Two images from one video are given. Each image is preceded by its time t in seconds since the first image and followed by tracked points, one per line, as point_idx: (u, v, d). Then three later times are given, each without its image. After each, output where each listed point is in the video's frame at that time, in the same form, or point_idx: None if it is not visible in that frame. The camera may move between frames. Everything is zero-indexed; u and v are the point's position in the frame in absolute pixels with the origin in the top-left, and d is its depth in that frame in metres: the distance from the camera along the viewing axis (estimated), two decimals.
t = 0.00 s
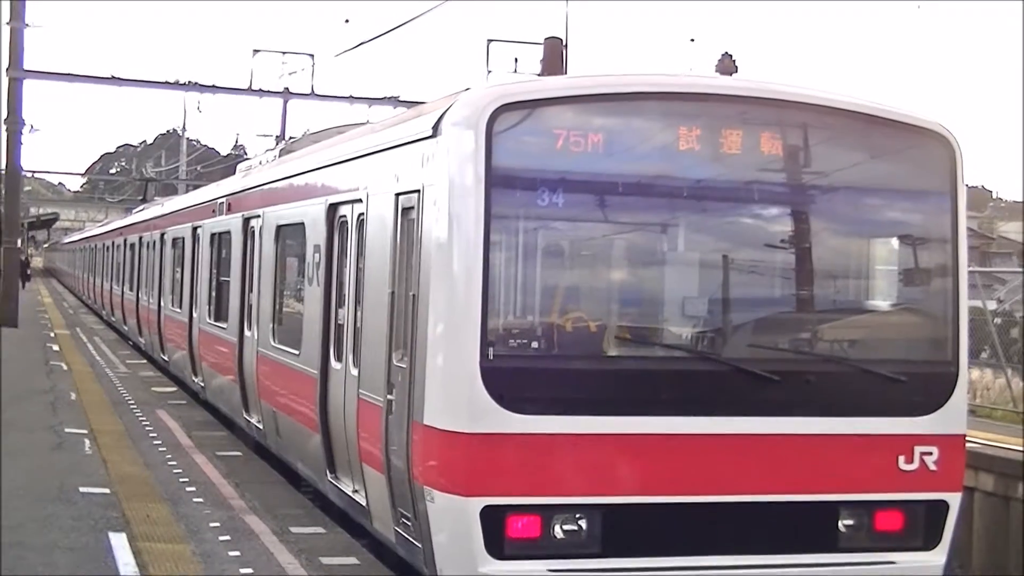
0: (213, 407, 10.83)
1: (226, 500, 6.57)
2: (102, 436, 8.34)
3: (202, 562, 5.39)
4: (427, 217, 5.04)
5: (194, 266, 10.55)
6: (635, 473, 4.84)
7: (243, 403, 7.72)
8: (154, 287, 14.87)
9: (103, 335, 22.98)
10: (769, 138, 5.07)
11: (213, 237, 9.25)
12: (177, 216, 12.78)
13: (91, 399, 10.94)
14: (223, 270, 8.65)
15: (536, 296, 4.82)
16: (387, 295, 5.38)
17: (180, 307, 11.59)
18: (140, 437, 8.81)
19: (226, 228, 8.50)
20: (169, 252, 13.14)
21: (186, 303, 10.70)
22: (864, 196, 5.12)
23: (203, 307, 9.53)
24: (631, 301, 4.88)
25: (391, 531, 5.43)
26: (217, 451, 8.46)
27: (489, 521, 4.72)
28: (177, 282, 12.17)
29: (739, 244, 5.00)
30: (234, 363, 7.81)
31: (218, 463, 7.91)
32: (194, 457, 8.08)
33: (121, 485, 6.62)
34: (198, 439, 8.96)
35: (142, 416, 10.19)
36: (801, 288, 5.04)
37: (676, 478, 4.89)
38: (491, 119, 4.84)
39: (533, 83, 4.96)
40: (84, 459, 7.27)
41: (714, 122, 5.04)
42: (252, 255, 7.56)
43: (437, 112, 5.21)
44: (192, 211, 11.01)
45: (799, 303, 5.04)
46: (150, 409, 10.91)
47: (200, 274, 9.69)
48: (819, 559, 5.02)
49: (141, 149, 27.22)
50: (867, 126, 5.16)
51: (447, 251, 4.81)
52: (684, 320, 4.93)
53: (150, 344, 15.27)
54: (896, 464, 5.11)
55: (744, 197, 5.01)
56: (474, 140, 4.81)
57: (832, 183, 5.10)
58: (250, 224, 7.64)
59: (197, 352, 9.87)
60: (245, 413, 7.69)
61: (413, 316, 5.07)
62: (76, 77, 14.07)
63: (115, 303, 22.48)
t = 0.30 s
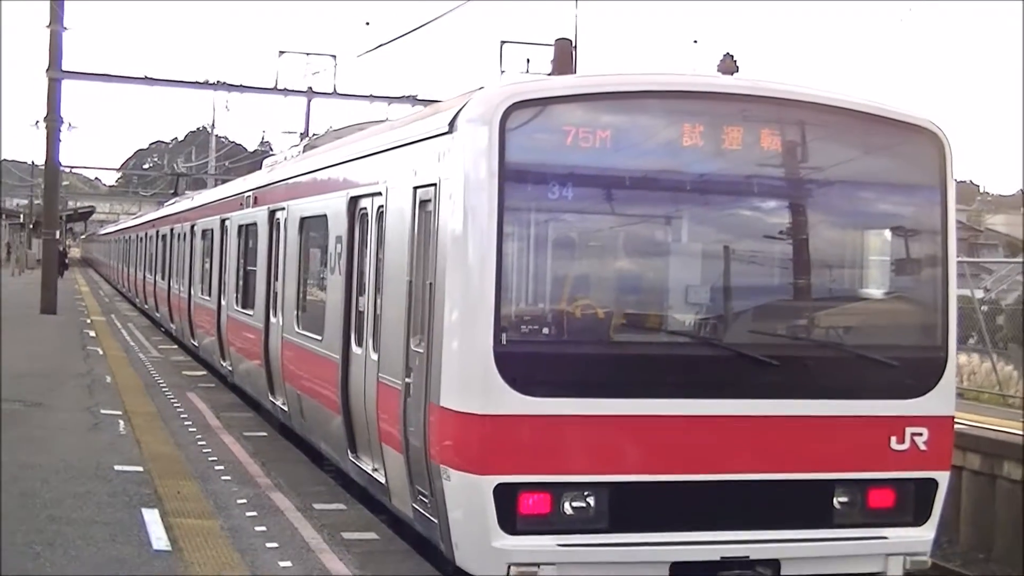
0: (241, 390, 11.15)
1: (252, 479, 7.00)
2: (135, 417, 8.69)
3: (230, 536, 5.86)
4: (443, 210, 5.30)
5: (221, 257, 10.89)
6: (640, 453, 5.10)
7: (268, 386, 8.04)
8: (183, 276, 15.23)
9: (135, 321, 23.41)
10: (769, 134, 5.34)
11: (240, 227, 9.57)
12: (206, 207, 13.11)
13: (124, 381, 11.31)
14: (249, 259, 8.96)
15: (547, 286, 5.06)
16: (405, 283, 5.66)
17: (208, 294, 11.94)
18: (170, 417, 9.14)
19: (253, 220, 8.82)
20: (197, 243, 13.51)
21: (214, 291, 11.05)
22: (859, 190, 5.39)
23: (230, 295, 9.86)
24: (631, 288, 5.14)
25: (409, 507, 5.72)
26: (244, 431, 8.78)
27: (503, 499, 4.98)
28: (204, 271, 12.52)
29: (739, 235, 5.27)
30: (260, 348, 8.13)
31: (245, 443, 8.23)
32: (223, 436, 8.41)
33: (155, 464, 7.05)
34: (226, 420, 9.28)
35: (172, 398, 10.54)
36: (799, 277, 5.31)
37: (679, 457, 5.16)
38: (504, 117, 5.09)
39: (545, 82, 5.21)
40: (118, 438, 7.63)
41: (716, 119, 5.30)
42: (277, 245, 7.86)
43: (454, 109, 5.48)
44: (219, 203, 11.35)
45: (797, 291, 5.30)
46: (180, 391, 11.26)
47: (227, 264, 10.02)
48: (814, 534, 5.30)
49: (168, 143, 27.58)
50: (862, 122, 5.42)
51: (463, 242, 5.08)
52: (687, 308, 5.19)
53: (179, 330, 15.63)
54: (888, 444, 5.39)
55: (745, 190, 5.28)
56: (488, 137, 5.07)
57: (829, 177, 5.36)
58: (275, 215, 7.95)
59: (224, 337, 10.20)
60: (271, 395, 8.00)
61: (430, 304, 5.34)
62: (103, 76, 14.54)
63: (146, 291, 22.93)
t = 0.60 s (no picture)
0: (265, 381, 11.49)
1: (274, 464, 7.43)
2: (164, 406, 9.04)
3: (253, 520, 6.26)
4: (456, 210, 5.58)
5: (245, 255, 11.24)
6: (643, 441, 5.37)
7: (289, 377, 8.35)
8: (208, 270, 15.62)
9: (160, 316, 23.84)
10: (765, 137, 5.61)
11: (262, 225, 9.89)
12: (230, 205, 13.47)
13: (153, 372, 11.68)
14: (272, 256, 9.28)
15: (555, 282, 5.33)
16: (420, 279, 5.95)
17: (233, 290, 12.30)
18: (197, 407, 9.47)
19: (275, 219, 9.14)
20: (222, 241, 13.86)
21: (239, 287, 11.39)
22: (851, 190, 5.67)
23: (253, 291, 10.19)
24: (636, 284, 5.41)
25: (423, 492, 6.02)
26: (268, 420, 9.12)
27: (512, 484, 5.24)
28: (229, 269, 12.89)
29: (737, 234, 5.55)
30: (281, 341, 8.46)
31: (268, 431, 8.56)
32: (246, 425, 8.74)
33: (181, 451, 7.45)
34: (250, 410, 9.61)
35: (199, 388, 10.89)
36: (794, 274, 5.60)
37: (680, 444, 5.43)
38: (514, 121, 5.36)
39: (552, 88, 5.48)
40: (148, 427, 7.98)
41: (715, 123, 5.58)
42: (298, 243, 8.17)
43: (466, 114, 5.76)
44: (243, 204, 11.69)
45: (792, 287, 5.59)
46: (207, 382, 11.63)
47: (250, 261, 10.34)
48: (808, 518, 5.57)
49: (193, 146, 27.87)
50: (855, 126, 5.70)
51: (475, 240, 5.36)
52: (688, 303, 5.47)
53: (206, 323, 16.02)
54: (879, 432, 5.67)
55: (742, 191, 5.56)
56: (499, 140, 5.33)
57: (822, 178, 5.64)
58: (296, 215, 8.27)
59: (248, 331, 10.54)
60: (292, 386, 8.32)
61: (444, 300, 5.61)
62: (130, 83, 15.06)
63: (173, 287, 23.34)
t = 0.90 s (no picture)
0: (283, 369, 11.83)
1: (292, 448, 7.79)
2: (186, 393, 9.39)
3: (273, 501, 6.60)
4: (466, 206, 5.85)
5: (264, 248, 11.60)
6: (643, 427, 5.65)
7: (306, 365, 8.68)
8: (230, 263, 15.97)
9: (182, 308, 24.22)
10: (760, 138, 5.89)
11: (280, 220, 10.23)
12: (250, 201, 13.82)
13: (176, 360, 12.04)
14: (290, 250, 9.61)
15: (560, 275, 5.60)
16: (431, 273, 6.24)
17: (253, 282, 12.67)
18: (219, 394, 9.82)
19: (293, 214, 9.48)
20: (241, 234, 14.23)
21: (258, 280, 11.75)
22: (841, 188, 5.97)
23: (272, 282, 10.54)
24: (637, 278, 5.67)
25: (434, 475, 6.32)
26: (286, 406, 9.46)
27: (518, 468, 5.53)
28: (249, 262, 13.27)
29: (732, 229, 5.83)
30: (299, 331, 8.79)
31: (285, 417, 8.89)
32: (265, 411, 9.08)
33: (204, 436, 7.81)
34: (268, 396, 9.94)
35: (219, 376, 11.23)
36: (787, 267, 5.88)
37: (678, 429, 5.72)
38: (520, 121, 5.63)
39: (557, 91, 5.76)
40: (171, 413, 8.32)
41: (712, 124, 5.85)
42: (315, 236, 8.49)
43: (474, 115, 6.04)
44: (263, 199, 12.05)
45: (785, 280, 5.87)
46: (227, 370, 11.97)
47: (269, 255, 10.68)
48: (800, 499, 5.86)
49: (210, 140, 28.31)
50: (843, 127, 6.01)
51: (483, 235, 5.63)
52: (687, 296, 5.75)
53: (225, 314, 16.40)
54: (867, 418, 5.98)
55: (737, 188, 5.84)
56: (505, 140, 5.60)
57: (814, 177, 5.94)
58: (314, 211, 8.61)
59: (267, 321, 10.88)
60: (308, 374, 8.65)
61: (454, 292, 5.89)
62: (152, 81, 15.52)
63: (195, 279, 23.71)
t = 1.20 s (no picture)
0: (298, 357, 12.16)
1: (306, 432, 8.10)
2: (204, 380, 9.72)
3: (287, 482, 6.92)
4: (471, 202, 6.14)
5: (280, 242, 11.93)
6: (640, 412, 5.93)
7: (318, 354, 9.00)
8: (246, 256, 16.30)
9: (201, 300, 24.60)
10: (752, 137, 6.18)
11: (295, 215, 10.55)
12: (267, 196, 14.17)
13: (195, 349, 12.40)
14: (304, 244, 9.92)
15: (561, 267, 5.88)
16: (437, 265, 6.55)
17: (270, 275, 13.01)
18: (236, 381, 10.15)
19: (307, 210, 9.79)
20: (258, 229, 14.58)
21: (273, 273, 12.08)
22: (828, 185, 6.26)
23: (286, 275, 10.87)
24: (633, 271, 5.96)
25: (440, 458, 6.63)
26: (300, 393, 9.80)
27: (521, 451, 5.81)
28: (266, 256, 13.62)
29: (725, 224, 6.11)
30: (312, 321, 9.11)
31: (299, 403, 9.21)
32: (281, 397, 9.40)
33: (222, 420, 8.14)
34: (283, 383, 10.27)
35: (238, 364, 11.58)
36: (778, 261, 6.17)
37: (673, 414, 6.00)
38: (523, 121, 5.91)
39: (558, 92, 6.04)
40: (190, 399, 8.65)
41: (706, 124, 6.14)
42: (328, 231, 8.80)
43: (479, 115, 6.33)
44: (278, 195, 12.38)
45: (776, 273, 6.16)
46: (246, 358, 12.32)
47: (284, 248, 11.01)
48: (790, 481, 6.15)
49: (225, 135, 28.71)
50: (831, 126, 6.30)
51: (488, 230, 5.92)
52: (682, 287, 6.03)
53: (243, 306, 16.78)
54: (853, 404, 6.28)
55: (731, 185, 6.14)
56: (509, 139, 5.88)
57: (803, 174, 6.24)
58: (326, 206, 8.92)
59: (282, 312, 11.22)
60: (321, 362, 8.97)
61: (460, 285, 6.18)
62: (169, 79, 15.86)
63: (214, 272, 24.08)
